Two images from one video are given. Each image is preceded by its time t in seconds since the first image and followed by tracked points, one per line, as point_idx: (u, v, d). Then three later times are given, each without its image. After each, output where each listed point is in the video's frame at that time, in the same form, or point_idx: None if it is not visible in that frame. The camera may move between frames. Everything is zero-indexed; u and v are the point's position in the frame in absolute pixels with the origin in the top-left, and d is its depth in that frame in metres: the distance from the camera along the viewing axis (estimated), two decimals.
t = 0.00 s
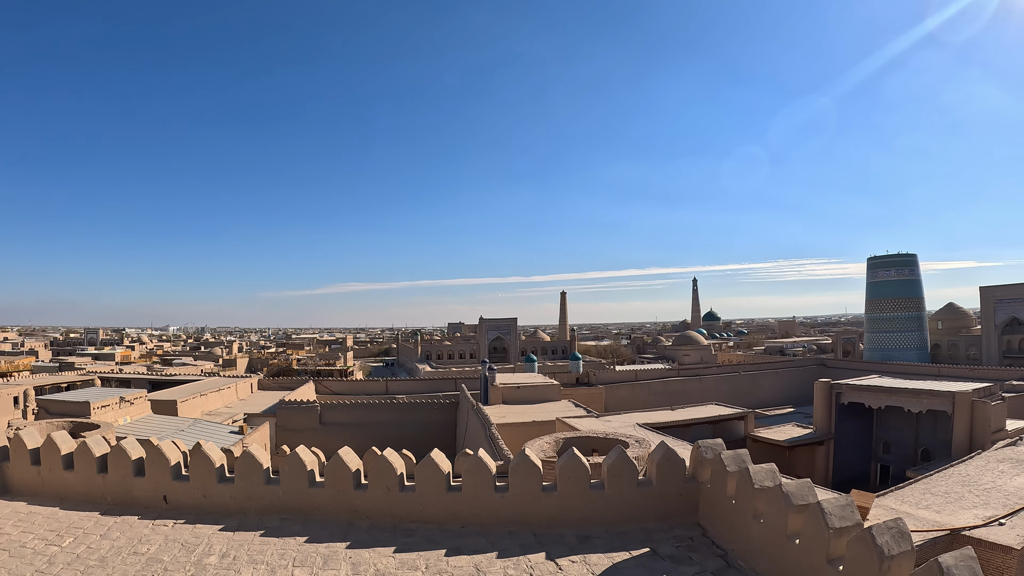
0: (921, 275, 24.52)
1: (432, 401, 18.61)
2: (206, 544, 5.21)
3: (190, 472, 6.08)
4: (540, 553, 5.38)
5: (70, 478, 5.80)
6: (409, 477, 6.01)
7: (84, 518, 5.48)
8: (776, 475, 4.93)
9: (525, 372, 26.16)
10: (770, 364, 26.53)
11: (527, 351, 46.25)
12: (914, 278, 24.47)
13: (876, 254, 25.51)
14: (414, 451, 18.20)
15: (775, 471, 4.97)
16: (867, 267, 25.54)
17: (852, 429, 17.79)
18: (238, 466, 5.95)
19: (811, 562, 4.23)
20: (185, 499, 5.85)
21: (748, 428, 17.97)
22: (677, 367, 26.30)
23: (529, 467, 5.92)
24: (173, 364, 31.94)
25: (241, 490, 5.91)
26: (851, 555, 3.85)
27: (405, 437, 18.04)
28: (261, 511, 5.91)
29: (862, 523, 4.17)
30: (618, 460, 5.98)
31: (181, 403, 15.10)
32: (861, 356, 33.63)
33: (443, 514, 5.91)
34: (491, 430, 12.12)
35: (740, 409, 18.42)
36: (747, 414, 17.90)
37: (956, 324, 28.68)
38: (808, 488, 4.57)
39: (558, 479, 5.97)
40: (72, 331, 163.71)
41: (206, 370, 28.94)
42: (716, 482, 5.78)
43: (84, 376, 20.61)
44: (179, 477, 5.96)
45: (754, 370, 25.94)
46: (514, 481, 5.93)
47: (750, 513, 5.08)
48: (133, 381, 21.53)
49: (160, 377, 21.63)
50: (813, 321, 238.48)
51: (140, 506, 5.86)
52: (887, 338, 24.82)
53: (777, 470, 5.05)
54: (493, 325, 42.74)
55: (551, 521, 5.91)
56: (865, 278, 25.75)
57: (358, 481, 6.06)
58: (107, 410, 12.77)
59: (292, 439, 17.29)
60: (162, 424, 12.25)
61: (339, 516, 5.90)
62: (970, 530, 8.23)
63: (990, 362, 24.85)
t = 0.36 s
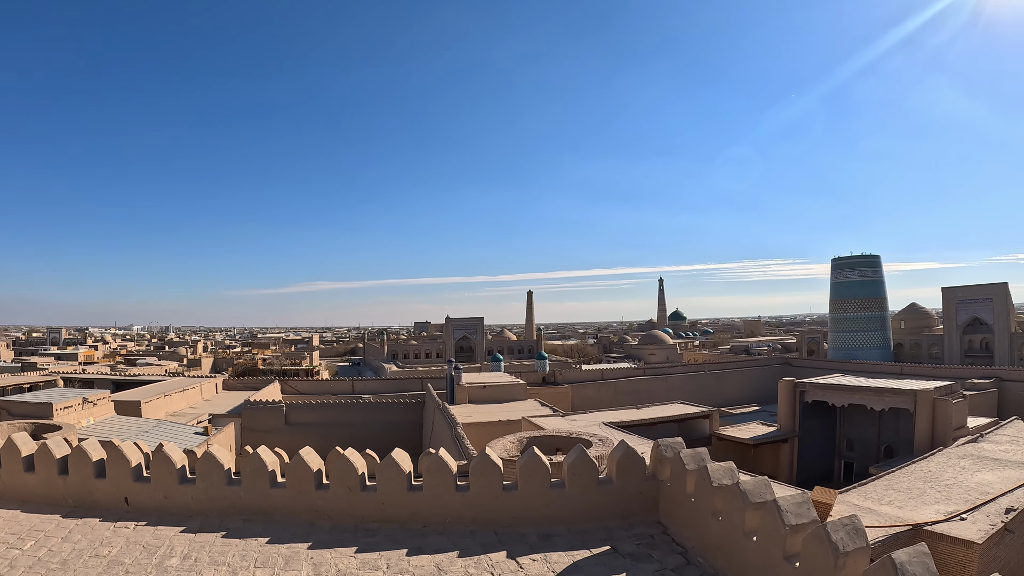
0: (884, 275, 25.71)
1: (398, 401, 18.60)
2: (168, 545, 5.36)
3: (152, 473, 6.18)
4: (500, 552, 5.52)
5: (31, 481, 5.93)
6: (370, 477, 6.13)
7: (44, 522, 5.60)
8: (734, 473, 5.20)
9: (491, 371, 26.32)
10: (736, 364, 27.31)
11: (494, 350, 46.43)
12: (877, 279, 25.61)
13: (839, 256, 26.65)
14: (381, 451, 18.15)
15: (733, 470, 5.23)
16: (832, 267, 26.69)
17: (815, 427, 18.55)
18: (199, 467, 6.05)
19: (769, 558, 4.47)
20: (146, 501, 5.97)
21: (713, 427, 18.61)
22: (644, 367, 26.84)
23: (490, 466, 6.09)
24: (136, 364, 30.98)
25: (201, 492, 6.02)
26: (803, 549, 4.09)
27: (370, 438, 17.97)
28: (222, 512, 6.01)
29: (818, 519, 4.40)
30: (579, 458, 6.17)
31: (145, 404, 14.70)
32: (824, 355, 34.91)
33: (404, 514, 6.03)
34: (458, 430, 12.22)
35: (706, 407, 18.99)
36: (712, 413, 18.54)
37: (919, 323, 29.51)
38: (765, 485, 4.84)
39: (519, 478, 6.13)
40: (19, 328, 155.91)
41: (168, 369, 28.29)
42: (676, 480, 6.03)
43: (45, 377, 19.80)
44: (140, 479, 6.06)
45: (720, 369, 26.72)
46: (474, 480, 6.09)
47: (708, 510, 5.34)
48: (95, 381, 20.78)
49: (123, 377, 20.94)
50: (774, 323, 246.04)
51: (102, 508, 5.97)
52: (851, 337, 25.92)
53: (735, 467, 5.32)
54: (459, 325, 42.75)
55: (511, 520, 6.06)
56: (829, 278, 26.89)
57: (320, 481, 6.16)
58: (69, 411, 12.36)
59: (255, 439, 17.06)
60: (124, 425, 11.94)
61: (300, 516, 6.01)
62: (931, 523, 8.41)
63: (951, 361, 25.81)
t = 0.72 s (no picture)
0: (844, 276, 26.98)
1: (361, 401, 18.47)
2: (125, 547, 5.42)
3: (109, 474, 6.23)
4: (456, 551, 5.67)
5: None
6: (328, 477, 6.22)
7: None
8: (689, 472, 5.43)
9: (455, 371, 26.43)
10: (698, 363, 28.11)
11: (457, 350, 46.46)
12: (838, 281, 26.81)
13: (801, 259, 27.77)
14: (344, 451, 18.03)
15: (687, 469, 5.46)
16: (794, 269, 27.68)
17: (777, 425, 19.40)
18: (156, 468, 6.10)
19: (722, 554, 4.65)
20: (104, 503, 6.03)
21: (676, 425, 19.24)
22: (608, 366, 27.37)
23: (448, 466, 6.23)
24: (93, 363, 29.85)
25: (159, 493, 6.07)
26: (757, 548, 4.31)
27: (331, 438, 17.82)
28: (180, 514, 6.07)
29: (770, 517, 4.59)
30: (536, 458, 6.33)
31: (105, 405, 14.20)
32: (783, 356, 36.24)
33: (362, 514, 6.15)
34: (420, 430, 12.28)
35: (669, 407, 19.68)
36: (675, 411, 19.26)
37: (878, 324, 30.91)
38: (719, 484, 5.04)
39: (477, 479, 6.26)
40: None
41: (130, 369, 27.32)
42: (632, 478, 6.22)
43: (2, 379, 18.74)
44: (97, 480, 6.11)
45: (681, 369, 27.47)
46: (432, 481, 6.22)
47: (664, 509, 5.54)
48: (54, 381, 19.88)
49: (83, 377, 20.12)
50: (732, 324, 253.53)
51: (59, 510, 6.02)
52: (813, 337, 27.06)
53: (690, 467, 5.54)
54: (423, 324, 42.48)
55: (468, 519, 6.21)
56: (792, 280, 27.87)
57: (278, 482, 6.24)
58: (28, 412, 11.83)
59: (214, 439, 16.71)
60: (82, 426, 11.52)
61: (259, 517, 6.09)
62: (891, 521, 7.79)
63: (911, 361, 27.01)
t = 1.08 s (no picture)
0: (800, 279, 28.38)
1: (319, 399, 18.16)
2: (75, 549, 5.45)
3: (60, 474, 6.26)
4: (408, 551, 5.80)
5: None
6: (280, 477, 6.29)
7: None
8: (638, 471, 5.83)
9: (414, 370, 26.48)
10: (655, 364, 28.81)
11: (415, 349, 46.29)
12: (794, 284, 28.17)
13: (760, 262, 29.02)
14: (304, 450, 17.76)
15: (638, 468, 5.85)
16: (751, 271, 28.88)
17: (733, 425, 20.04)
18: (106, 469, 6.12)
19: (672, 551, 4.90)
20: (55, 503, 6.07)
21: (633, 425, 19.87)
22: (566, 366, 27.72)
23: (400, 465, 6.37)
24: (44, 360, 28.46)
25: (110, 493, 6.11)
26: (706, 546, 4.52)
27: (289, 436, 17.53)
28: (132, 514, 6.10)
29: (719, 515, 4.82)
30: (488, 457, 6.50)
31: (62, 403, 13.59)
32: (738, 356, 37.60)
33: (314, 514, 6.23)
34: (377, 430, 12.32)
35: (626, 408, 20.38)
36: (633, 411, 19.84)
37: (832, 326, 32.52)
38: (669, 483, 5.27)
39: (428, 477, 6.40)
40: None
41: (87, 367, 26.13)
42: (584, 478, 6.45)
43: None
44: (47, 480, 6.15)
45: (639, 369, 28.11)
46: (385, 480, 6.34)
47: (616, 509, 5.77)
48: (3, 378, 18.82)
49: (36, 376, 19.08)
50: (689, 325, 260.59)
51: (9, 511, 6.07)
52: (770, 338, 28.26)
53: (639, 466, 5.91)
54: (381, 322, 42.18)
55: (421, 518, 6.35)
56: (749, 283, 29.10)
57: (230, 482, 6.30)
58: None
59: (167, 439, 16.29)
60: (34, 425, 10.98)
61: (211, 517, 6.14)
62: (844, 518, 8.23)
63: (866, 362, 28.50)
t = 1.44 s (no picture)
0: (746, 281, 29.29)
1: (264, 396, 17.53)
2: (14, 551, 5.22)
3: None
4: (353, 550, 5.73)
5: None
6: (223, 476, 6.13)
7: None
8: (580, 469, 5.69)
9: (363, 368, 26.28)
10: (605, 363, 29.01)
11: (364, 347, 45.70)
12: (741, 286, 29.05)
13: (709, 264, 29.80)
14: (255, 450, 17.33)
15: (580, 466, 5.70)
16: (700, 273, 29.77)
17: (681, 423, 20.58)
18: (45, 467, 5.89)
19: (613, 547, 5.00)
20: None
21: (580, 424, 20.13)
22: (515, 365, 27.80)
23: (343, 462, 6.26)
24: None
25: (49, 492, 5.89)
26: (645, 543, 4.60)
27: (236, 436, 16.99)
28: (73, 514, 5.89)
29: (659, 513, 4.96)
30: (430, 456, 6.46)
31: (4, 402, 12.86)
32: (684, 356, 38.47)
33: (258, 513, 6.09)
34: (325, 429, 12.12)
35: (574, 407, 20.68)
36: (580, 410, 20.18)
37: (777, 327, 33.62)
38: (610, 480, 5.36)
39: (372, 475, 6.31)
40: None
41: (22, 364, 24.61)
42: (526, 476, 6.46)
43: None
44: None
45: (588, 368, 28.09)
46: (327, 478, 6.24)
47: (558, 506, 5.81)
48: None
49: None
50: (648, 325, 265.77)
51: None
52: (717, 338, 29.03)
53: (582, 465, 5.80)
54: (329, 321, 41.18)
55: (366, 517, 6.28)
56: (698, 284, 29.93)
57: (172, 480, 6.12)
58: None
59: (109, 438, 15.81)
60: None
61: (154, 517, 5.96)
62: (790, 514, 8.55)
63: (811, 363, 29.68)
